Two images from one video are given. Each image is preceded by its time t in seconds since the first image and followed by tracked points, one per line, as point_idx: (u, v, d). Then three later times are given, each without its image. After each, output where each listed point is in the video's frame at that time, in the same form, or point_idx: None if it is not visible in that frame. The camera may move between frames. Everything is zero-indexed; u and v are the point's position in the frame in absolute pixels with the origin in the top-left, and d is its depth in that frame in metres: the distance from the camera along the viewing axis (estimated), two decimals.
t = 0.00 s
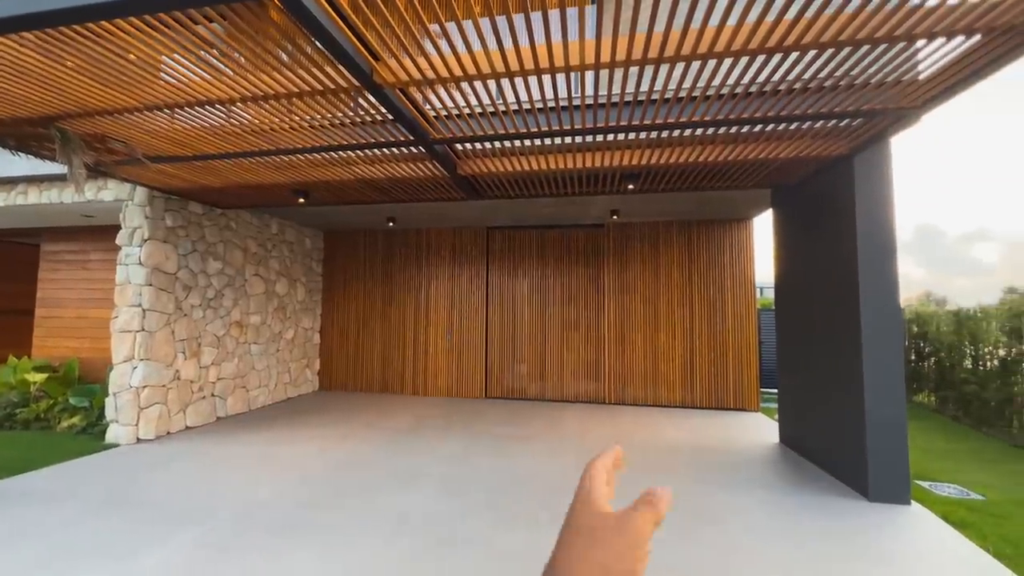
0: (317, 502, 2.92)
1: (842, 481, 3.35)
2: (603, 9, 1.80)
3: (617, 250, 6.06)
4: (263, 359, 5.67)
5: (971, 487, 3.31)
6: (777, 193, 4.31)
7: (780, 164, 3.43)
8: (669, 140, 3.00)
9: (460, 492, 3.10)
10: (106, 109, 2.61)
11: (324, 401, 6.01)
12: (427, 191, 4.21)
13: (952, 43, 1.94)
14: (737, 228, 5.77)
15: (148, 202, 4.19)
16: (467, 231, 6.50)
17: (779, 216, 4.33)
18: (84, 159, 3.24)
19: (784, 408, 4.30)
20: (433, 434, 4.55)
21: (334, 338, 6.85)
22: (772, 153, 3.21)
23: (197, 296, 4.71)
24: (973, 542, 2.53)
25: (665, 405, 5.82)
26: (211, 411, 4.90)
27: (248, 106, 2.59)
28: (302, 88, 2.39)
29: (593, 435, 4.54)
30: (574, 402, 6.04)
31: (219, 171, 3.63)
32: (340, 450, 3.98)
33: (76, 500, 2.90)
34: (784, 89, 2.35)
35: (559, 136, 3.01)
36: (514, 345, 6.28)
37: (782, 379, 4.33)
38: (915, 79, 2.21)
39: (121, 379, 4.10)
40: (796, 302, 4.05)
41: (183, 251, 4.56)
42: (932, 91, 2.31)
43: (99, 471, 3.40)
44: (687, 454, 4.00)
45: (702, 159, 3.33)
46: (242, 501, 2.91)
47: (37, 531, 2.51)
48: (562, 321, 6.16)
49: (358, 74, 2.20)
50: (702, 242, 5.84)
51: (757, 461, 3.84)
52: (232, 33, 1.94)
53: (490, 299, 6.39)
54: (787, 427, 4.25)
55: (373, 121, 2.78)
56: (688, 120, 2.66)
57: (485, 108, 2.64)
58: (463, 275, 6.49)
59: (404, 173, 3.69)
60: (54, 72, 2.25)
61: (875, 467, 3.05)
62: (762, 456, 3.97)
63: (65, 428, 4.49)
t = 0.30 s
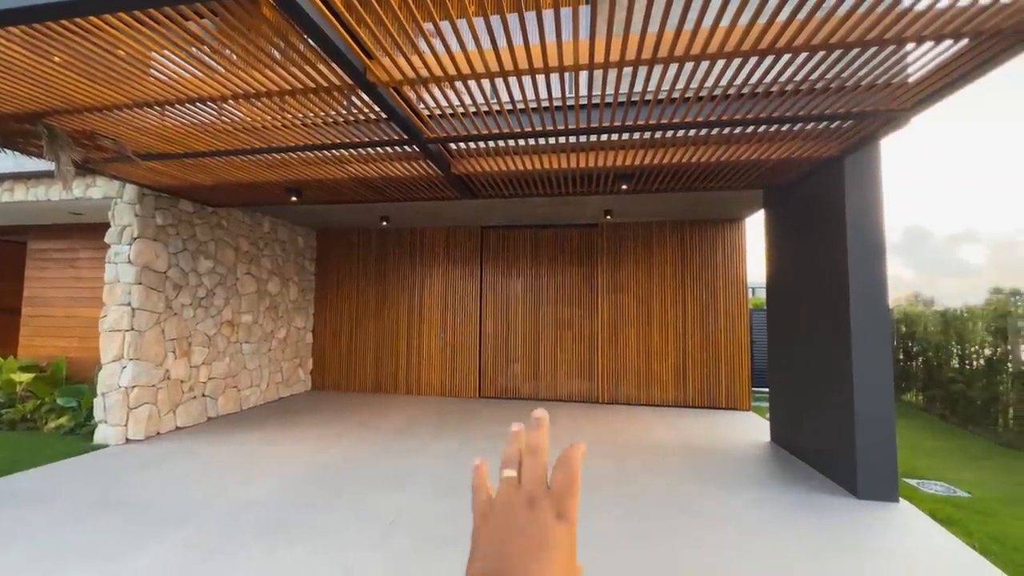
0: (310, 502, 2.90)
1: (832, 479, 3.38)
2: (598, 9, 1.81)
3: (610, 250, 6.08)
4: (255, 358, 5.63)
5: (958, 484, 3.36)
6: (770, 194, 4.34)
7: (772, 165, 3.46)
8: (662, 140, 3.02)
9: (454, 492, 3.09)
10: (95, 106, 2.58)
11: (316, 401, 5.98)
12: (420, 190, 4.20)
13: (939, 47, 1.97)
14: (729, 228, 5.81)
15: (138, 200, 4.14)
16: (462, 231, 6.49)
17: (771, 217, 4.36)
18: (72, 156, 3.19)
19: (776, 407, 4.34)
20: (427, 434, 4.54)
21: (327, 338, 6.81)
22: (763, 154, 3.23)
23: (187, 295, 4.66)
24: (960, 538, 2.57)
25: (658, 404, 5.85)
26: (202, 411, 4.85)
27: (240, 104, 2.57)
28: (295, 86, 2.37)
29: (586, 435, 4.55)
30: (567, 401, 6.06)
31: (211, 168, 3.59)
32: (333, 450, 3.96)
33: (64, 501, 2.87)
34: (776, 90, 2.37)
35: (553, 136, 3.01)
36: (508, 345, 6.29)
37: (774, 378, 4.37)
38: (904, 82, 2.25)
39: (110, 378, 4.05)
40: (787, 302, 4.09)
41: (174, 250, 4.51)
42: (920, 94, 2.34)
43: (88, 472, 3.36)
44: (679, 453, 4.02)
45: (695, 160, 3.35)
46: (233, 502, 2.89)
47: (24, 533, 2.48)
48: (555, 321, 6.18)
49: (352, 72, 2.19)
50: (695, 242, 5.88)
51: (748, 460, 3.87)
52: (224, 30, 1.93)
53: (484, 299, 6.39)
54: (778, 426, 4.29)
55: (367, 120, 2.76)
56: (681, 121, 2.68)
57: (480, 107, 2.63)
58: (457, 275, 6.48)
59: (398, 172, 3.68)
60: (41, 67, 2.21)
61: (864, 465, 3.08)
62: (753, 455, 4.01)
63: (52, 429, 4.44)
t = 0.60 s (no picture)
0: (303, 504, 2.87)
1: (825, 478, 3.41)
2: (593, 9, 1.80)
3: (605, 250, 6.09)
4: (248, 359, 5.57)
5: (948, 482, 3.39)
6: (763, 195, 4.36)
7: (766, 166, 3.48)
8: (657, 141, 3.03)
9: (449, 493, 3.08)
10: (84, 103, 2.54)
11: (309, 402, 5.94)
12: (415, 189, 4.18)
13: (931, 50, 1.99)
14: (723, 228, 5.84)
15: (128, 199, 4.08)
16: (456, 231, 6.47)
17: (765, 217, 4.39)
18: (60, 154, 3.14)
19: (769, 406, 4.37)
20: (421, 434, 4.53)
21: (320, 339, 6.76)
22: (757, 155, 3.25)
23: (179, 295, 4.61)
24: (951, 535, 2.60)
25: (652, 404, 5.87)
26: (194, 413, 4.80)
27: (233, 102, 2.54)
28: (289, 84, 2.35)
29: (580, 435, 4.55)
30: (562, 401, 6.06)
31: (202, 167, 3.55)
32: (326, 452, 3.93)
33: (52, 505, 2.82)
34: (770, 91, 2.38)
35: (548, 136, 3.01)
36: (503, 345, 6.28)
37: (767, 378, 4.40)
38: (896, 84, 2.27)
39: (99, 380, 3.99)
40: (780, 302, 4.12)
41: (165, 249, 4.45)
42: (911, 96, 2.37)
43: (76, 474, 3.30)
44: (674, 453, 4.03)
45: (689, 161, 3.36)
46: (226, 504, 2.86)
47: (12, 536, 2.43)
48: (550, 321, 6.18)
49: (345, 69, 2.17)
50: (689, 242, 5.91)
51: (742, 459, 3.89)
52: (217, 27, 1.90)
53: (478, 299, 6.38)
54: (771, 425, 4.32)
55: (361, 118, 2.74)
56: (676, 122, 2.69)
57: (475, 106, 2.62)
58: (452, 275, 6.46)
59: (392, 171, 3.66)
60: (28, 63, 2.17)
61: (856, 464, 3.11)
62: (747, 454, 4.04)
63: (39, 431, 4.37)
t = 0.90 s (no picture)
0: (299, 505, 2.85)
1: (821, 477, 3.42)
2: (591, 7, 1.80)
3: (602, 249, 6.10)
4: (242, 359, 5.53)
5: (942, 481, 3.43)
6: (759, 195, 4.38)
7: (762, 166, 3.49)
8: (654, 141, 3.03)
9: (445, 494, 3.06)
10: (77, 99, 2.50)
11: (304, 402, 5.90)
12: (412, 188, 4.16)
13: (928, 50, 2.00)
14: (719, 228, 5.86)
15: (121, 197, 4.04)
16: (452, 230, 6.45)
17: (761, 217, 4.40)
18: (51, 151, 3.10)
19: (765, 406, 4.38)
20: (417, 434, 4.51)
21: (316, 339, 6.72)
22: (754, 155, 3.26)
23: (172, 295, 4.57)
24: (946, 534, 2.62)
25: (648, 404, 5.87)
26: (187, 413, 4.75)
27: (228, 99, 2.51)
28: (284, 81, 2.33)
29: (577, 434, 4.55)
30: (558, 401, 6.06)
31: (196, 165, 3.52)
32: (321, 452, 3.90)
33: (43, 507, 2.78)
34: (767, 91, 2.39)
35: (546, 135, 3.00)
36: (499, 345, 6.26)
37: (763, 377, 4.41)
38: (892, 84, 2.28)
39: (90, 380, 3.94)
40: (776, 301, 4.13)
41: (158, 248, 4.41)
42: (907, 97, 2.38)
43: (67, 476, 3.26)
44: (670, 452, 4.04)
45: (686, 160, 3.37)
46: (220, 505, 2.83)
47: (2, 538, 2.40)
48: (546, 321, 6.17)
49: (342, 66, 2.15)
50: (685, 242, 5.92)
51: (737, 458, 3.91)
52: (211, 23, 1.88)
53: (475, 299, 6.36)
54: (767, 425, 4.33)
55: (358, 116, 2.72)
56: (673, 121, 2.69)
57: (473, 105, 2.61)
58: (448, 275, 6.44)
59: (388, 170, 3.64)
60: (19, 58, 2.13)
61: (851, 463, 3.12)
62: (742, 453, 4.05)
63: (28, 433, 4.31)
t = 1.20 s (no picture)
0: (297, 505, 2.85)
1: (818, 476, 3.43)
2: (591, 7, 1.80)
3: (600, 249, 6.10)
4: (239, 358, 5.52)
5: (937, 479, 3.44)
6: (757, 195, 4.39)
7: (760, 166, 3.50)
8: (653, 140, 3.03)
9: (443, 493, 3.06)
10: (73, 97, 2.49)
11: (302, 402, 5.89)
12: (410, 187, 4.15)
13: (925, 51, 2.01)
14: (716, 228, 5.88)
15: (118, 196, 4.02)
16: (450, 230, 6.44)
17: (759, 217, 4.41)
18: (48, 149, 3.08)
19: (762, 405, 4.39)
20: (415, 434, 4.51)
21: (313, 338, 6.70)
22: (752, 155, 3.27)
23: (169, 294, 4.55)
24: (942, 532, 2.63)
25: (646, 403, 5.88)
26: (184, 413, 4.74)
27: (225, 97, 2.50)
28: (282, 79, 2.32)
29: (575, 434, 4.56)
30: (556, 400, 6.07)
31: (194, 164, 3.50)
32: (319, 452, 3.89)
33: (39, 507, 2.76)
34: (765, 91, 2.40)
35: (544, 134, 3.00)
36: (497, 344, 6.26)
37: (761, 377, 4.42)
38: (889, 84, 2.28)
39: (86, 380, 3.91)
40: (774, 301, 4.14)
41: (155, 247, 4.39)
42: (905, 97, 2.39)
43: (64, 476, 3.25)
44: (668, 451, 4.05)
45: (685, 160, 3.37)
46: (218, 505, 2.82)
47: None
48: (544, 320, 6.17)
49: (340, 64, 2.14)
50: (683, 241, 5.94)
51: (734, 457, 3.92)
52: (209, 20, 1.87)
53: (473, 299, 6.36)
54: (765, 424, 4.34)
55: (356, 115, 2.72)
56: (672, 121, 2.69)
57: (471, 104, 2.61)
58: (446, 274, 6.44)
59: (387, 169, 3.64)
60: (15, 56, 2.12)
61: (848, 462, 3.14)
62: (740, 452, 4.06)
63: (24, 433, 4.30)
